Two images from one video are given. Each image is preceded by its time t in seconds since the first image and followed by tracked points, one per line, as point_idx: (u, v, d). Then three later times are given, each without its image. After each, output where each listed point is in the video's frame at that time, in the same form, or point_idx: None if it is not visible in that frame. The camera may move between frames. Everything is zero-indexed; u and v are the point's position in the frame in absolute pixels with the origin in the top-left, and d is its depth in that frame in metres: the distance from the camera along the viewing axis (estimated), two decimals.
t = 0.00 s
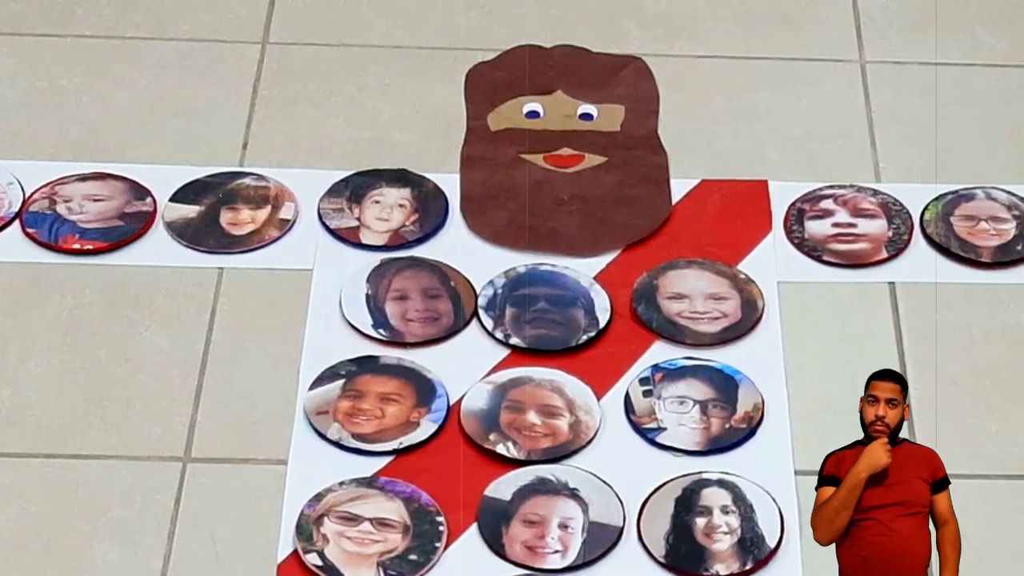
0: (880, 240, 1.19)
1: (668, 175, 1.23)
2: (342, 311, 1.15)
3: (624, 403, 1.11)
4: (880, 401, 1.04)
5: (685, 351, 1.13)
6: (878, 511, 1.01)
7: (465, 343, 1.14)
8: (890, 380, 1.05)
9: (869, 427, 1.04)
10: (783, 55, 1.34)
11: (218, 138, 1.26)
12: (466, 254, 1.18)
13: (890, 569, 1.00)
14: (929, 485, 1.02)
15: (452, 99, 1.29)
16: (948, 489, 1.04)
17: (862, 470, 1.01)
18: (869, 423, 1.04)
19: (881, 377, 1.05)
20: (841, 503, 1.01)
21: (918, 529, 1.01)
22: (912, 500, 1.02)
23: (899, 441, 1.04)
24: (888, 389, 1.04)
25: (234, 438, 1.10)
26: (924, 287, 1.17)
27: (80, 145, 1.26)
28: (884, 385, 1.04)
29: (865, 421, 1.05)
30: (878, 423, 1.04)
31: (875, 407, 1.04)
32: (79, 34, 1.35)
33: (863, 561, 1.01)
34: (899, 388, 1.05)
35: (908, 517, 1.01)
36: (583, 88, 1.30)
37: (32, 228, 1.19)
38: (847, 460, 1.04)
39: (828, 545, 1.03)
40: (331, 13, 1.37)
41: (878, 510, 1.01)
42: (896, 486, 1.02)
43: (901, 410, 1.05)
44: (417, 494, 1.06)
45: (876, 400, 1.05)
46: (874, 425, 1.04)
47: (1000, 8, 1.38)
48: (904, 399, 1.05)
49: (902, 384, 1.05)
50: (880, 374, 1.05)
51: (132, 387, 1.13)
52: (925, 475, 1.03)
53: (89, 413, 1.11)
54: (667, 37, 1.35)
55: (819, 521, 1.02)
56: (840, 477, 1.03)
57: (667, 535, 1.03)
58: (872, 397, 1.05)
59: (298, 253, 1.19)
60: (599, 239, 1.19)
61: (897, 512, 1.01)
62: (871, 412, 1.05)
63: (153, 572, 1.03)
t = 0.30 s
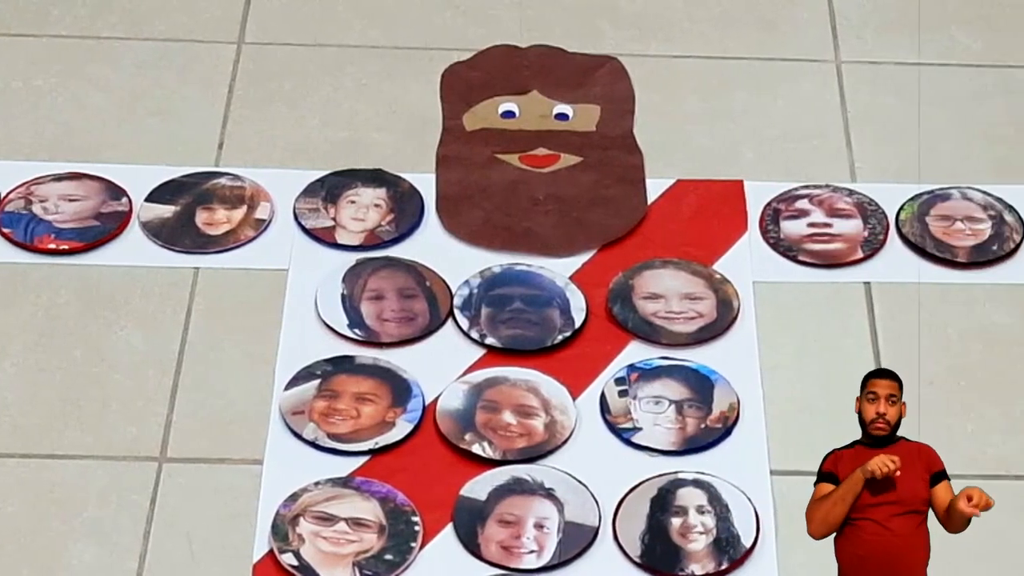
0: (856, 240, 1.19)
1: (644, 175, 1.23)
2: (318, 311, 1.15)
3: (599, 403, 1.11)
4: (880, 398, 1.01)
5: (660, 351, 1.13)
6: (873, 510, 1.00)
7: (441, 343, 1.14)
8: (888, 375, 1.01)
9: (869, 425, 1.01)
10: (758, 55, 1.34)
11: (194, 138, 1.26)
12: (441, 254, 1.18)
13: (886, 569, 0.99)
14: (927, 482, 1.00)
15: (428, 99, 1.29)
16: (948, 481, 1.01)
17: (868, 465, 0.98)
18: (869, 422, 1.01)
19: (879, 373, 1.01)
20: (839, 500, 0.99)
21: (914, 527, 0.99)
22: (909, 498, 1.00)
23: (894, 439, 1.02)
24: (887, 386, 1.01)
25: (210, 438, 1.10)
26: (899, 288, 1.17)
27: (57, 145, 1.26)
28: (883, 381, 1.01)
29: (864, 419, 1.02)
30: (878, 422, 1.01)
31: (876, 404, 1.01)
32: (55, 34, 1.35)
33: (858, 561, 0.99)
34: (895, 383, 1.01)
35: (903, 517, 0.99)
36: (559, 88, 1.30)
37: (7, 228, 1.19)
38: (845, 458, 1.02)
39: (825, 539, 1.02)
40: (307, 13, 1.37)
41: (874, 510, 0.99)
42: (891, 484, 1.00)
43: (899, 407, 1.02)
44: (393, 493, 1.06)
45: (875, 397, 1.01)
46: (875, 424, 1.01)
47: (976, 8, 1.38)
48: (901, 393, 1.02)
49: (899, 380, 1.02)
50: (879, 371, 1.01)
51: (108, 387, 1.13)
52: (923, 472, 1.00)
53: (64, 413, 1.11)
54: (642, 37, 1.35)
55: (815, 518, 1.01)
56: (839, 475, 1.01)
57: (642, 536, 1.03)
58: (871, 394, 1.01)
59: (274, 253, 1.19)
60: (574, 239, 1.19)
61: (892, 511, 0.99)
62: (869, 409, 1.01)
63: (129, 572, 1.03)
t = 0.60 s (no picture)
0: (831, 240, 1.19)
1: (619, 175, 1.24)
2: (294, 311, 1.15)
3: (575, 403, 1.11)
4: (879, 404, 1.05)
5: (636, 351, 1.13)
6: (872, 509, 1.02)
7: (416, 343, 1.14)
8: (888, 384, 1.06)
9: (866, 429, 1.05)
10: (733, 55, 1.35)
11: (169, 139, 1.26)
12: (416, 254, 1.19)
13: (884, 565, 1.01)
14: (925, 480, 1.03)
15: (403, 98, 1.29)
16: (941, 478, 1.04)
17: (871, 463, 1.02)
18: (866, 427, 1.05)
19: (878, 379, 1.06)
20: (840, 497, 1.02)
21: (912, 525, 1.02)
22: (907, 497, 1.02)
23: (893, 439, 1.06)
24: (886, 391, 1.05)
25: (185, 438, 1.10)
26: (874, 288, 1.18)
27: (33, 145, 1.26)
28: (882, 388, 1.05)
29: (862, 425, 1.06)
30: (876, 426, 1.05)
31: (874, 409, 1.05)
32: (30, 34, 1.35)
33: (858, 560, 1.01)
34: (895, 390, 1.06)
35: (901, 514, 1.02)
36: (534, 88, 1.30)
37: None
38: (844, 458, 1.05)
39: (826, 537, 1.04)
40: (282, 13, 1.37)
41: (874, 509, 1.02)
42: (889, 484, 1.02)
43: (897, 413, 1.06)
44: (368, 493, 1.05)
45: (874, 403, 1.05)
46: (872, 428, 1.05)
47: (949, 9, 1.39)
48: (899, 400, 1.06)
49: (898, 388, 1.06)
50: (877, 377, 1.06)
51: (83, 387, 1.12)
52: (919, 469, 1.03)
53: (40, 413, 1.11)
54: (617, 37, 1.36)
55: (817, 515, 1.03)
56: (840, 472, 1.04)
57: (618, 536, 1.03)
58: (869, 400, 1.06)
59: (250, 252, 1.19)
60: (550, 240, 1.19)
61: (890, 510, 1.02)
62: (867, 412, 1.05)
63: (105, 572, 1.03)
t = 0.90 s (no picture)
0: (807, 240, 1.19)
1: (595, 175, 1.24)
2: (269, 311, 1.15)
3: (551, 402, 1.11)
4: (875, 405, 1.04)
5: (611, 351, 1.13)
6: (871, 508, 1.02)
7: (391, 343, 1.14)
8: (884, 385, 1.04)
9: (864, 430, 1.04)
10: (709, 55, 1.35)
11: (145, 139, 1.26)
12: (392, 254, 1.19)
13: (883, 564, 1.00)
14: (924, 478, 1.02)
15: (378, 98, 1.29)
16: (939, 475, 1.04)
17: (869, 464, 1.01)
18: (863, 427, 1.04)
19: (875, 380, 1.04)
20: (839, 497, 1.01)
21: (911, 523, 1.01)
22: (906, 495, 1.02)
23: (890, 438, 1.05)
24: (883, 392, 1.04)
25: (160, 438, 1.09)
26: (850, 287, 1.18)
27: (9, 145, 1.25)
28: (879, 389, 1.04)
29: (858, 425, 1.05)
30: (873, 427, 1.04)
31: (871, 411, 1.04)
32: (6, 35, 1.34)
33: (857, 559, 1.01)
34: (892, 391, 1.04)
35: (900, 513, 1.01)
36: (510, 88, 1.30)
37: None
38: (841, 458, 1.04)
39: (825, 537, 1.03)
40: (258, 14, 1.37)
41: (872, 508, 1.01)
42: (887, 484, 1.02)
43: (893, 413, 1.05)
44: (344, 493, 1.05)
45: (871, 403, 1.04)
46: (869, 429, 1.04)
47: (925, 9, 1.40)
48: (896, 400, 1.05)
49: (895, 389, 1.04)
50: (873, 378, 1.04)
51: (58, 387, 1.12)
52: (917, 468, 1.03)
53: (15, 413, 1.11)
54: (593, 37, 1.36)
55: (817, 516, 1.02)
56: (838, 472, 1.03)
57: (593, 536, 1.03)
58: (867, 401, 1.04)
59: (225, 252, 1.19)
60: (525, 240, 1.19)
61: (889, 508, 1.01)
62: (863, 413, 1.04)
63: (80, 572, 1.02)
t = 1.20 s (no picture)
0: (782, 240, 1.19)
1: (570, 175, 1.24)
2: (245, 311, 1.15)
3: (526, 402, 1.11)
4: (876, 402, 1.01)
5: (587, 350, 1.13)
6: (872, 508, 0.99)
7: (367, 343, 1.14)
8: (886, 381, 1.01)
9: (865, 428, 1.01)
10: (684, 55, 1.35)
11: (121, 139, 1.26)
12: (367, 254, 1.19)
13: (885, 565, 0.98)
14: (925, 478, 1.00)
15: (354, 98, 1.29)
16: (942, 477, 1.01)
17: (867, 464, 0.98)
18: (865, 424, 1.02)
19: (876, 377, 1.01)
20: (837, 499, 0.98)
21: (913, 522, 0.99)
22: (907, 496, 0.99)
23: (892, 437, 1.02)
24: (884, 389, 1.01)
25: (136, 438, 1.09)
26: (826, 287, 1.18)
27: None
28: (880, 385, 1.01)
29: (861, 423, 1.02)
30: (874, 424, 1.01)
31: (872, 408, 1.01)
32: None
33: (856, 558, 0.99)
34: (893, 387, 1.01)
35: (903, 513, 0.99)
36: (485, 88, 1.30)
37: None
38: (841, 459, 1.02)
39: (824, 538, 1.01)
40: (234, 14, 1.37)
41: (874, 508, 0.99)
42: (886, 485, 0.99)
43: (896, 411, 1.02)
44: (320, 493, 1.05)
45: (872, 401, 1.01)
46: (871, 427, 1.02)
47: (901, 9, 1.40)
48: (897, 398, 1.02)
49: (896, 384, 1.01)
50: (876, 375, 1.01)
51: (34, 387, 1.12)
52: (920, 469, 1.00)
53: None
54: (569, 37, 1.36)
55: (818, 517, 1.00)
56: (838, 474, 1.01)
57: (569, 536, 1.03)
58: (869, 399, 1.01)
59: (201, 252, 1.19)
60: (501, 240, 1.19)
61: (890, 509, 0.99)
62: (864, 412, 1.02)
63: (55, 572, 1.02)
